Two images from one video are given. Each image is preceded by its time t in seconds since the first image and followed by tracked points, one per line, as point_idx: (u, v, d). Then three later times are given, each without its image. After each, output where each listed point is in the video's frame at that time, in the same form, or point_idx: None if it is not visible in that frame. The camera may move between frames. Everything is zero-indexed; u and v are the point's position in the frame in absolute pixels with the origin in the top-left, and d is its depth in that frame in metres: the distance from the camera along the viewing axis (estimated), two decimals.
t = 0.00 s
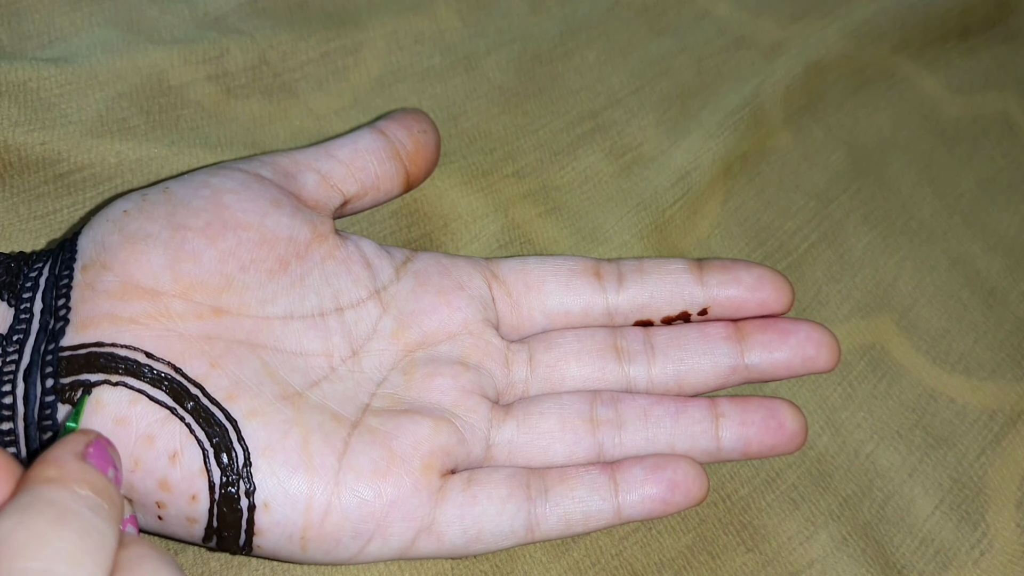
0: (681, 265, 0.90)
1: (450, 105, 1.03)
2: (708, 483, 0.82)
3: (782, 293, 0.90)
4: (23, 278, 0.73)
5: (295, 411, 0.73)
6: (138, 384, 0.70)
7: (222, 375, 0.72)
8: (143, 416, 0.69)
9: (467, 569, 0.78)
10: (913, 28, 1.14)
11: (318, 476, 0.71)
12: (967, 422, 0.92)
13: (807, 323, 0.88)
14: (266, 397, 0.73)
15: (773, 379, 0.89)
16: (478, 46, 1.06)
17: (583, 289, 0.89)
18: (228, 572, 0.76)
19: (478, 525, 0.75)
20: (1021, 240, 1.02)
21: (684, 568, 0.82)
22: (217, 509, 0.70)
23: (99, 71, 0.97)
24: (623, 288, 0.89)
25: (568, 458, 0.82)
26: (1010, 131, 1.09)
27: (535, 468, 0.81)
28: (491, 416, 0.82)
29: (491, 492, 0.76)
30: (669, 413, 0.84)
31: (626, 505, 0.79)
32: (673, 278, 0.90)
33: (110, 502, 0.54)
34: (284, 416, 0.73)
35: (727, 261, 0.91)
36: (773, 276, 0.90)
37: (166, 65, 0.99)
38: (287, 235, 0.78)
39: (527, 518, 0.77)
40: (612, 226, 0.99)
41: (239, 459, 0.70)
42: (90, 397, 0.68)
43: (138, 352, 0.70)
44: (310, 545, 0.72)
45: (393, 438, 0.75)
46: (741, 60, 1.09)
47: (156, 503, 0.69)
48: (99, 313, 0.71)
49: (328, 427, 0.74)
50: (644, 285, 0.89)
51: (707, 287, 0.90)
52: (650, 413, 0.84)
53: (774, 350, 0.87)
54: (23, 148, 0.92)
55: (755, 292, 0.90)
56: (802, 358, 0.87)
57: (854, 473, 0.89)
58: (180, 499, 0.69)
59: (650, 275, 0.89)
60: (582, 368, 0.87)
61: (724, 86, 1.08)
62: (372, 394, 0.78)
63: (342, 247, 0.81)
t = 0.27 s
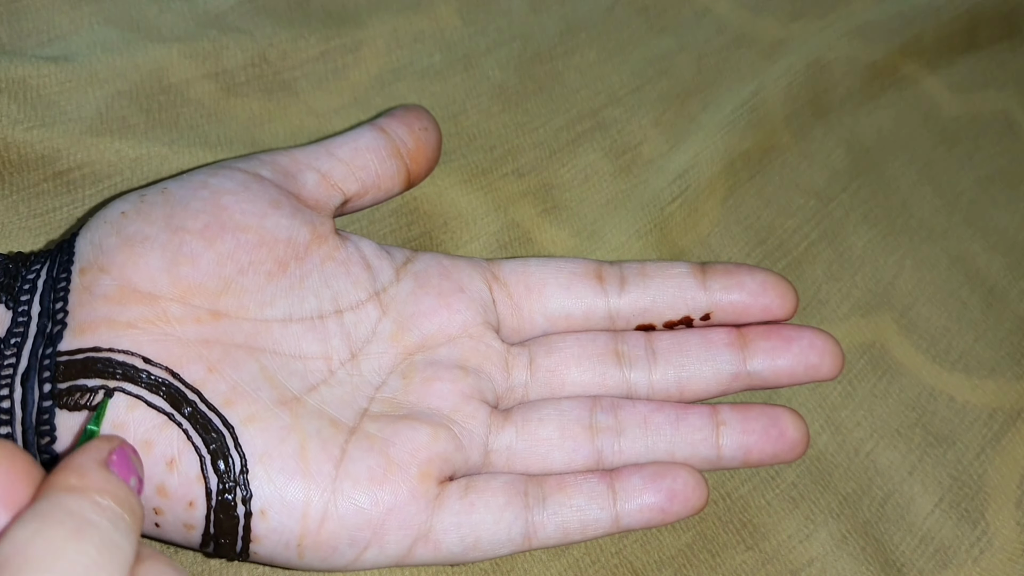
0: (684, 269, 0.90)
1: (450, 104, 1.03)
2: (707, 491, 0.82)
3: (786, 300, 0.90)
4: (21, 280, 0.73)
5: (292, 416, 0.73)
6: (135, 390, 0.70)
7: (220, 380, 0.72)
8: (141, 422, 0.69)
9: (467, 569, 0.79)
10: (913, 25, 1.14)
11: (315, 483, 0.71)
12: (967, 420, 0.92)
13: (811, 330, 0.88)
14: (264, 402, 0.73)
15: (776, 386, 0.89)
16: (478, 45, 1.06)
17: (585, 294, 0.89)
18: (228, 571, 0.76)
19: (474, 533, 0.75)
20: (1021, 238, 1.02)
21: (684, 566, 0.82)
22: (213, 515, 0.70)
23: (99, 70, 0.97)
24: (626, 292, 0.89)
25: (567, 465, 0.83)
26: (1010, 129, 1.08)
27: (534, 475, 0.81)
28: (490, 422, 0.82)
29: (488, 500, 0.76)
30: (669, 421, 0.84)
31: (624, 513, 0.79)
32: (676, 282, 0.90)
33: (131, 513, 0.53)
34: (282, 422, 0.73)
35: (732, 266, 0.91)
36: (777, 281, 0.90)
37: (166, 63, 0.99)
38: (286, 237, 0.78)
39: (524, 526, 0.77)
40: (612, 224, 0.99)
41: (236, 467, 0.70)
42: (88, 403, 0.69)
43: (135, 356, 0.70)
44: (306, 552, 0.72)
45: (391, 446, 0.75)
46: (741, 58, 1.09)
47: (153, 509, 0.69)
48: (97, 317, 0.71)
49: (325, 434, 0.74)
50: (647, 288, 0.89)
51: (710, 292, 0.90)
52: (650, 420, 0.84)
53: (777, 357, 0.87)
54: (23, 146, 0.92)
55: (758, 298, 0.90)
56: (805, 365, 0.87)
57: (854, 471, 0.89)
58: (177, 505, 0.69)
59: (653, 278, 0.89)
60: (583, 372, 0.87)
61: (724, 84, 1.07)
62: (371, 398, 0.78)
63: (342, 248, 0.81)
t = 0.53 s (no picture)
0: (688, 279, 0.90)
1: (450, 102, 1.02)
2: (706, 507, 0.81)
3: (790, 313, 0.90)
4: (20, 287, 0.73)
5: (290, 428, 0.73)
6: (133, 401, 0.70)
7: (218, 392, 0.72)
8: (139, 433, 0.69)
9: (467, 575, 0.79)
10: (915, 23, 1.13)
11: (312, 496, 0.71)
12: (967, 419, 0.92)
13: (814, 345, 0.87)
14: (262, 413, 0.73)
15: (777, 400, 0.89)
16: (478, 43, 1.05)
17: (586, 304, 0.89)
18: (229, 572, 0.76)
19: (471, 547, 0.75)
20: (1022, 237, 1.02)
21: (684, 566, 0.83)
22: (211, 527, 0.70)
23: (98, 69, 0.96)
24: (628, 301, 0.89)
25: (565, 479, 0.82)
26: (1012, 127, 1.08)
27: (532, 488, 0.81)
28: (489, 434, 0.81)
29: (486, 514, 0.76)
30: (669, 436, 0.83)
31: (622, 529, 0.78)
32: (679, 291, 0.89)
33: (156, 524, 0.53)
34: (280, 433, 0.73)
35: (737, 278, 0.91)
36: (781, 295, 0.90)
37: (166, 63, 0.99)
38: (286, 243, 0.78)
39: (521, 541, 0.77)
40: (612, 223, 0.99)
41: (234, 479, 0.70)
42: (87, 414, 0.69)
43: (133, 367, 0.70)
44: (303, 565, 0.72)
45: (389, 459, 0.75)
46: (743, 56, 1.09)
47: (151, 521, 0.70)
48: (96, 327, 0.71)
49: (323, 445, 0.74)
50: (649, 298, 0.89)
51: (713, 303, 0.90)
52: (651, 434, 0.84)
53: (779, 371, 0.87)
54: (23, 145, 0.91)
55: (762, 310, 0.90)
56: (808, 380, 0.87)
57: (854, 470, 0.89)
58: (175, 517, 0.69)
59: (655, 289, 0.89)
60: (583, 385, 0.87)
61: (725, 82, 1.07)
62: (370, 408, 0.78)
63: (342, 254, 0.81)
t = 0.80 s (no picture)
0: (688, 284, 0.90)
1: (450, 100, 1.02)
2: (704, 511, 0.81)
3: (790, 318, 0.89)
4: (21, 287, 0.73)
5: (290, 430, 0.73)
6: (134, 402, 0.70)
7: (218, 393, 0.72)
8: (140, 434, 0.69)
9: None
10: (918, 20, 1.13)
11: (311, 498, 0.71)
12: (968, 418, 0.92)
13: (814, 353, 0.87)
14: (261, 415, 0.73)
15: (777, 406, 0.89)
16: (479, 41, 1.05)
17: (586, 308, 0.89)
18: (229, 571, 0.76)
19: (470, 550, 0.75)
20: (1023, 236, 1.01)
21: (684, 564, 0.83)
22: (209, 529, 0.69)
23: (99, 67, 0.96)
24: (628, 306, 0.89)
25: (565, 483, 0.82)
26: (1014, 125, 1.08)
27: (531, 492, 0.81)
28: (488, 438, 0.81)
29: (484, 518, 0.76)
30: (668, 441, 0.83)
31: (621, 534, 0.78)
32: (680, 298, 0.89)
33: (175, 552, 0.54)
34: (279, 436, 0.73)
35: (737, 283, 0.90)
36: (781, 301, 0.90)
37: (166, 61, 0.99)
38: (287, 245, 0.78)
39: (520, 545, 0.77)
40: (613, 221, 0.99)
41: (234, 480, 0.70)
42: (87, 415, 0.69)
43: (133, 368, 0.70)
44: (301, 567, 0.72)
45: (388, 462, 0.75)
46: (744, 53, 1.08)
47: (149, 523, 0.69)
48: (96, 328, 0.71)
49: (323, 448, 0.74)
50: (650, 304, 0.89)
51: (713, 309, 0.89)
52: (650, 439, 0.84)
53: (779, 377, 0.87)
54: (23, 143, 0.91)
55: (762, 316, 0.89)
56: (807, 387, 0.87)
57: (854, 468, 0.89)
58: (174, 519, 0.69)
59: (656, 294, 0.89)
60: (582, 389, 0.87)
61: (726, 80, 1.07)
62: (369, 411, 0.78)
63: (343, 257, 0.81)
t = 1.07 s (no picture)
0: (687, 288, 0.89)
1: (450, 99, 1.02)
2: (705, 515, 0.81)
3: (789, 322, 0.89)
4: (22, 289, 0.73)
5: (289, 431, 0.74)
6: (133, 402, 0.70)
7: (217, 394, 0.72)
8: (139, 434, 0.69)
9: None
10: (918, 19, 1.13)
11: (310, 499, 0.71)
12: (968, 417, 0.92)
13: (813, 355, 0.87)
14: (261, 416, 0.73)
15: (777, 410, 0.88)
16: (479, 40, 1.05)
17: (586, 311, 0.89)
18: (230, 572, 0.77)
19: (470, 553, 0.75)
20: None
21: (685, 564, 0.83)
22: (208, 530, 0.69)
23: (99, 66, 0.96)
24: (627, 310, 0.89)
25: (565, 486, 0.82)
26: (1014, 124, 1.07)
27: (531, 495, 0.81)
28: (488, 440, 0.81)
29: (484, 520, 0.76)
30: (669, 444, 0.83)
31: (621, 537, 0.78)
32: (679, 301, 0.89)
33: None
34: (279, 437, 0.73)
35: (737, 287, 0.90)
36: (779, 304, 0.90)
37: (166, 60, 0.99)
38: (287, 249, 0.78)
39: (519, 548, 0.76)
40: (613, 221, 0.99)
41: (233, 481, 0.70)
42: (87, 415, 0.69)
43: (133, 369, 0.70)
44: (300, 568, 0.72)
45: (388, 464, 0.75)
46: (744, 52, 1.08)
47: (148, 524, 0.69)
48: (96, 329, 0.71)
49: (322, 449, 0.74)
50: (649, 308, 0.89)
51: (713, 313, 0.89)
52: (650, 442, 0.83)
53: (779, 380, 0.86)
54: (24, 143, 0.92)
55: (761, 320, 0.89)
56: (807, 390, 0.86)
57: (853, 467, 0.89)
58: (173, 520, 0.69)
59: (655, 298, 0.89)
60: (582, 392, 0.87)
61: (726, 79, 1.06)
62: (369, 413, 0.78)
63: (343, 261, 0.81)
